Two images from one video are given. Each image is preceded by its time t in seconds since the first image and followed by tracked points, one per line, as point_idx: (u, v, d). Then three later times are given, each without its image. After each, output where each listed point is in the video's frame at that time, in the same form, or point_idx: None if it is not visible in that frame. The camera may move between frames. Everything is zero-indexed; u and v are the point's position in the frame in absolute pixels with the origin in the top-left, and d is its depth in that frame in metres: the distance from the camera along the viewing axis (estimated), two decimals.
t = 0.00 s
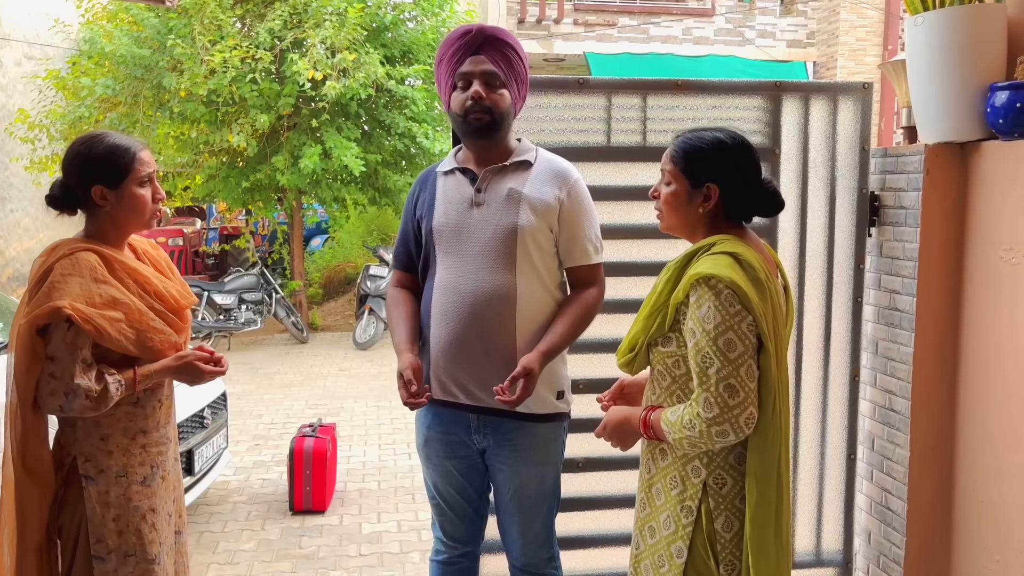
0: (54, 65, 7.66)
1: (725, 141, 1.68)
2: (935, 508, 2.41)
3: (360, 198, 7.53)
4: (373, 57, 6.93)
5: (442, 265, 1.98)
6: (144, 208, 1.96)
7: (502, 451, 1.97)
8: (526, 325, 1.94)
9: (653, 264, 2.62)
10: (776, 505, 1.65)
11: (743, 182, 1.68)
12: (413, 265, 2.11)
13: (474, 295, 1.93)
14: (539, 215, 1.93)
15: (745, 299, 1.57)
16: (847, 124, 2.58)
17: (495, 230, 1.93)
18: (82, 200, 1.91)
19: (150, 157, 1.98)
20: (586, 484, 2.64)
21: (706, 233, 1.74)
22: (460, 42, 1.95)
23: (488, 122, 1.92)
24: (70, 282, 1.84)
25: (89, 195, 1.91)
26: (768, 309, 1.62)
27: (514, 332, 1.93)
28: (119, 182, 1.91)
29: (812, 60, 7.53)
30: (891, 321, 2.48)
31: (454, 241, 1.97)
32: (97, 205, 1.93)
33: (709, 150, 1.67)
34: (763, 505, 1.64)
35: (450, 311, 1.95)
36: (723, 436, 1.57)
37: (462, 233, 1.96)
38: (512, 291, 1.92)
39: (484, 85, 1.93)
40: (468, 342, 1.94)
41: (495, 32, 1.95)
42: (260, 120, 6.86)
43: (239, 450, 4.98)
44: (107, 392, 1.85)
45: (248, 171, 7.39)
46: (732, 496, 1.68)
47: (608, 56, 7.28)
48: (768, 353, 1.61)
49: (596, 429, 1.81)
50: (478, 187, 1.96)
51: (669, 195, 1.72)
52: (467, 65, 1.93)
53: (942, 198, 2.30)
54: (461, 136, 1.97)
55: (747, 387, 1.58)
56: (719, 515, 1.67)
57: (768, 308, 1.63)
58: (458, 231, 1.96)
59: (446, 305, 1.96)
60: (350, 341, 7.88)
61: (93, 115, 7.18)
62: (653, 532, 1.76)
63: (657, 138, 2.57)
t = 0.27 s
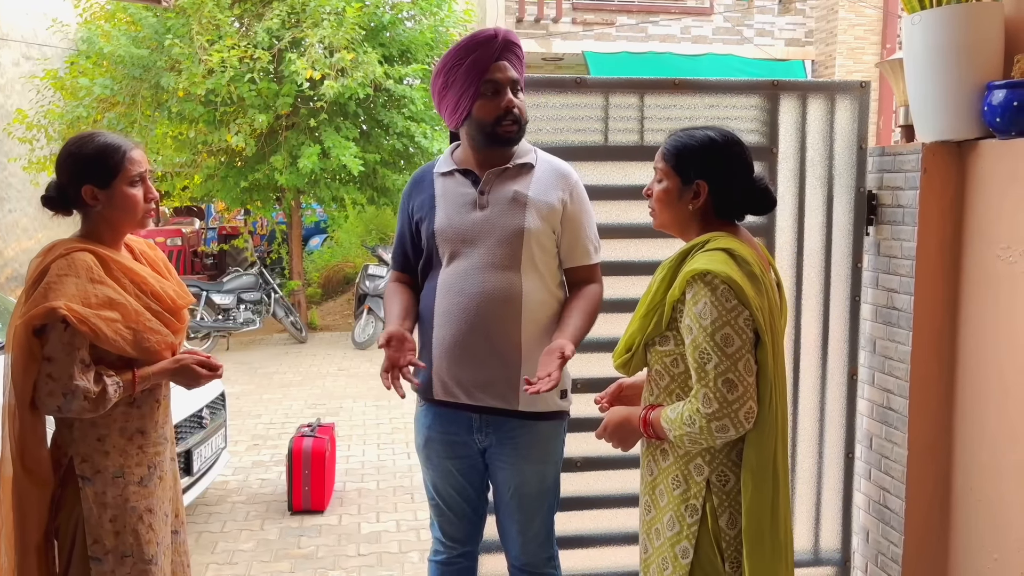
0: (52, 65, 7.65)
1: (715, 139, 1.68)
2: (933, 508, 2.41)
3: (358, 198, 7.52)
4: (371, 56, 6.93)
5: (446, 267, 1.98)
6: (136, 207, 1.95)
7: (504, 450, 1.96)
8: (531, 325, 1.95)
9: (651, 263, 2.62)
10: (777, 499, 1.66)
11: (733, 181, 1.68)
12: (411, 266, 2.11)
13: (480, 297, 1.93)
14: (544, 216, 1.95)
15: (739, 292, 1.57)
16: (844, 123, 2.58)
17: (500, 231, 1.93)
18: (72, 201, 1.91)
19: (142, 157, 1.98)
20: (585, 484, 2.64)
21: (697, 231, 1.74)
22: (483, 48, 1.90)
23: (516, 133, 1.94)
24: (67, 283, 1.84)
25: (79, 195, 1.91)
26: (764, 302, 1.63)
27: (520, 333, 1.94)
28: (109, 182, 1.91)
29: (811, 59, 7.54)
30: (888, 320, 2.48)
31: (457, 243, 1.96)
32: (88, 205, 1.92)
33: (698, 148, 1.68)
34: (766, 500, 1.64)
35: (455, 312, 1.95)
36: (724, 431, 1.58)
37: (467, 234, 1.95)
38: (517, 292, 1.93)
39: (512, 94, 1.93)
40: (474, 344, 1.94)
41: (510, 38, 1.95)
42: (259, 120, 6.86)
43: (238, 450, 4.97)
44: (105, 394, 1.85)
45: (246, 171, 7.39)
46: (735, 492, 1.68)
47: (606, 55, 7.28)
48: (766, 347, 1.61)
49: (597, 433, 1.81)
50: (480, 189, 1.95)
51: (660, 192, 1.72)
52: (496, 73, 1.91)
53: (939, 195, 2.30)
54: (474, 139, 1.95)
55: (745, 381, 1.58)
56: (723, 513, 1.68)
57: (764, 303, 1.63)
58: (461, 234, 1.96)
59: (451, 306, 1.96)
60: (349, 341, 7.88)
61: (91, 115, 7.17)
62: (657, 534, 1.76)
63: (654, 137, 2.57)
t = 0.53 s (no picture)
0: (52, 66, 7.65)
1: (717, 137, 1.68)
2: (933, 507, 2.42)
3: (359, 197, 7.53)
4: (371, 56, 6.92)
5: (456, 267, 1.96)
6: (135, 208, 1.95)
7: (510, 448, 1.98)
8: (543, 325, 1.96)
9: (651, 262, 2.63)
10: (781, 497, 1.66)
11: (736, 181, 1.67)
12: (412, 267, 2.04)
13: (493, 298, 1.93)
14: (555, 217, 1.98)
15: (741, 295, 1.57)
16: (844, 122, 2.59)
17: (512, 232, 1.94)
18: (72, 199, 1.92)
19: (143, 158, 1.98)
20: (586, 483, 2.65)
21: (699, 228, 1.74)
22: (503, 43, 1.91)
23: (529, 130, 1.94)
24: (66, 286, 1.85)
25: (79, 195, 1.91)
26: (767, 303, 1.63)
27: (533, 334, 1.95)
28: (108, 182, 1.91)
29: (810, 57, 7.54)
30: (889, 318, 2.48)
31: (468, 243, 1.95)
32: (87, 204, 1.93)
33: (699, 145, 1.69)
34: (770, 499, 1.64)
35: (466, 313, 1.95)
36: (726, 431, 1.58)
37: (478, 234, 1.95)
38: (531, 293, 1.94)
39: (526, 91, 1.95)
40: (488, 345, 1.94)
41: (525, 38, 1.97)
42: (258, 120, 6.86)
43: (239, 450, 4.98)
44: (107, 395, 1.86)
45: (246, 171, 7.39)
46: (738, 491, 1.69)
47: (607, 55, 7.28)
48: (768, 349, 1.61)
49: (595, 427, 1.81)
50: (491, 188, 1.95)
51: (665, 187, 1.75)
52: (515, 68, 1.92)
53: (938, 195, 2.30)
54: (486, 133, 1.94)
55: (748, 383, 1.58)
56: (726, 511, 1.68)
57: (766, 304, 1.63)
58: (473, 234, 1.95)
59: (463, 307, 1.95)
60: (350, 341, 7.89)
61: (91, 115, 7.18)
62: (659, 531, 1.76)
63: (654, 136, 2.57)
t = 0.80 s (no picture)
0: (52, 66, 7.65)
1: (729, 135, 1.67)
2: (934, 506, 2.42)
3: (359, 197, 7.52)
4: (371, 55, 6.91)
5: (460, 266, 1.95)
6: (130, 211, 1.94)
7: (515, 448, 1.99)
8: (548, 324, 1.97)
9: (652, 261, 2.62)
10: (783, 499, 1.65)
11: (747, 179, 1.67)
12: (413, 265, 2.01)
13: (500, 297, 1.93)
14: (562, 218, 1.99)
15: (745, 296, 1.57)
16: (844, 120, 2.59)
17: (519, 231, 1.94)
18: (72, 199, 1.92)
19: (144, 160, 1.97)
20: (587, 481, 2.65)
21: (708, 226, 1.74)
22: (523, 37, 1.91)
23: (536, 125, 1.94)
24: (61, 285, 1.84)
25: (75, 195, 1.92)
26: (770, 304, 1.62)
27: (539, 332, 1.95)
28: (104, 183, 1.91)
29: (810, 56, 7.53)
30: (890, 317, 2.48)
31: (474, 242, 1.94)
32: (83, 204, 1.93)
33: (709, 143, 1.68)
34: (770, 499, 1.64)
35: (472, 313, 1.93)
36: (722, 432, 1.58)
37: (483, 233, 1.94)
38: (537, 292, 1.95)
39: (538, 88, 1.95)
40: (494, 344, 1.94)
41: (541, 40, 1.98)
42: (259, 120, 6.86)
43: (239, 450, 4.98)
44: (104, 394, 1.86)
45: (246, 170, 7.40)
46: (739, 489, 1.68)
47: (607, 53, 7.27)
48: (769, 352, 1.60)
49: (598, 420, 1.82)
50: (497, 186, 1.95)
51: (675, 184, 1.75)
52: (530, 64, 1.92)
53: (939, 194, 2.30)
54: (493, 122, 1.92)
55: (746, 385, 1.58)
56: (726, 509, 1.68)
57: (770, 308, 1.62)
58: (479, 232, 1.94)
59: (469, 306, 1.93)
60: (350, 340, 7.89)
61: (91, 115, 7.18)
62: (660, 526, 1.77)
63: (655, 135, 2.57)
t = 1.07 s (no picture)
0: (53, 64, 7.65)
1: (743, 133, 1.67)
2: (936, 505, 2.42)
3: (360, 195, 7.53)
4: (372, 54, 6.90)
5: (464, 265, 1.94)
6: (126, 212, 1.93)
7: (517, 446, 1.99)
8: (551, 324, 1.97)
9: (653, 259, 2.62)
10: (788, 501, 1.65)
11: (762, 178, 1.67)
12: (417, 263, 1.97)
13: (504, 296, 1.93)
14: (565, 219, 2.00)
15: (757, 302, 1.57)
16: (846, 119, 2.58)
17: (524, 230, 1.95)
18: (74, 198, 1.94)
19: (146, 162, 1.97)
20: (588, 480, 2.64)
21: (723, 225, 1.74)
22: (528, 36, 1.90)
23: (541, 125, 1.94)
24: (53, 282, 1.85)
25: (73, 195, 1.93)
26: (782, 308, 1.62)
27: (543, 333, 1.96)
28: (100, 184, 1.91)
29: (811, 54, 7.52)
30: (891, 315, 2.48)
31: (478, 241, 1.94)
32: (81, 203, 1.94)
33: (723, 141, 1.68)
34: (777, 501, 1.64)
35: (476, 311, 1.93)
36: (729, 434, 1.58)
37: (488, 232, 1.94)
38: (540, 292, 1.95)
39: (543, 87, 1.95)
40: (497, 343, 1.93)
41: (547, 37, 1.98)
42: (260, 118, 6.87)
43: (240, 449, 4.98)
44: (94, 391, 1.85)
45: (247, 169, 7.41)
46: (744, 489, 1.68)
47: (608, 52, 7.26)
48: (780, 356, 1.61)
49: (605, 414, 1.82)
50: (503, 185, 1.95)
51: (690, 182, 1.75)
52: (536, 63, 1.92)
53: (939, 194, 2.30)
54: (498, 122, 1.92)
55: (754, 388, 1.58)
56: (731, 507, 1.68)
57: (782, 312, 1.62)
58: (485, 231, 1.94)
59: (473, 305, 1.93)
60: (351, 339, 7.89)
61: (92, 113, 7.19)
62: (663, 520, 1.77)
63: (656, 133, 2.56)
